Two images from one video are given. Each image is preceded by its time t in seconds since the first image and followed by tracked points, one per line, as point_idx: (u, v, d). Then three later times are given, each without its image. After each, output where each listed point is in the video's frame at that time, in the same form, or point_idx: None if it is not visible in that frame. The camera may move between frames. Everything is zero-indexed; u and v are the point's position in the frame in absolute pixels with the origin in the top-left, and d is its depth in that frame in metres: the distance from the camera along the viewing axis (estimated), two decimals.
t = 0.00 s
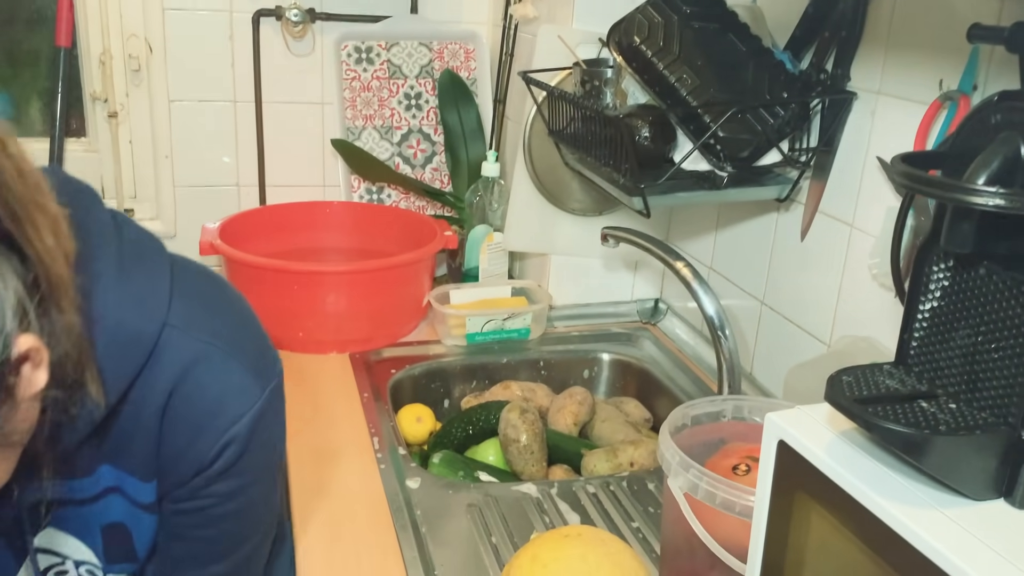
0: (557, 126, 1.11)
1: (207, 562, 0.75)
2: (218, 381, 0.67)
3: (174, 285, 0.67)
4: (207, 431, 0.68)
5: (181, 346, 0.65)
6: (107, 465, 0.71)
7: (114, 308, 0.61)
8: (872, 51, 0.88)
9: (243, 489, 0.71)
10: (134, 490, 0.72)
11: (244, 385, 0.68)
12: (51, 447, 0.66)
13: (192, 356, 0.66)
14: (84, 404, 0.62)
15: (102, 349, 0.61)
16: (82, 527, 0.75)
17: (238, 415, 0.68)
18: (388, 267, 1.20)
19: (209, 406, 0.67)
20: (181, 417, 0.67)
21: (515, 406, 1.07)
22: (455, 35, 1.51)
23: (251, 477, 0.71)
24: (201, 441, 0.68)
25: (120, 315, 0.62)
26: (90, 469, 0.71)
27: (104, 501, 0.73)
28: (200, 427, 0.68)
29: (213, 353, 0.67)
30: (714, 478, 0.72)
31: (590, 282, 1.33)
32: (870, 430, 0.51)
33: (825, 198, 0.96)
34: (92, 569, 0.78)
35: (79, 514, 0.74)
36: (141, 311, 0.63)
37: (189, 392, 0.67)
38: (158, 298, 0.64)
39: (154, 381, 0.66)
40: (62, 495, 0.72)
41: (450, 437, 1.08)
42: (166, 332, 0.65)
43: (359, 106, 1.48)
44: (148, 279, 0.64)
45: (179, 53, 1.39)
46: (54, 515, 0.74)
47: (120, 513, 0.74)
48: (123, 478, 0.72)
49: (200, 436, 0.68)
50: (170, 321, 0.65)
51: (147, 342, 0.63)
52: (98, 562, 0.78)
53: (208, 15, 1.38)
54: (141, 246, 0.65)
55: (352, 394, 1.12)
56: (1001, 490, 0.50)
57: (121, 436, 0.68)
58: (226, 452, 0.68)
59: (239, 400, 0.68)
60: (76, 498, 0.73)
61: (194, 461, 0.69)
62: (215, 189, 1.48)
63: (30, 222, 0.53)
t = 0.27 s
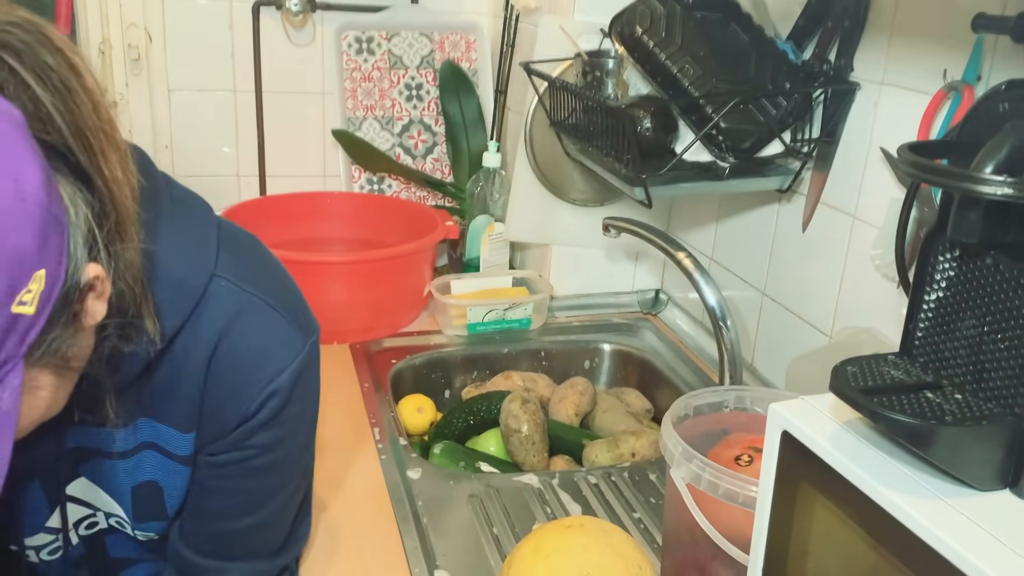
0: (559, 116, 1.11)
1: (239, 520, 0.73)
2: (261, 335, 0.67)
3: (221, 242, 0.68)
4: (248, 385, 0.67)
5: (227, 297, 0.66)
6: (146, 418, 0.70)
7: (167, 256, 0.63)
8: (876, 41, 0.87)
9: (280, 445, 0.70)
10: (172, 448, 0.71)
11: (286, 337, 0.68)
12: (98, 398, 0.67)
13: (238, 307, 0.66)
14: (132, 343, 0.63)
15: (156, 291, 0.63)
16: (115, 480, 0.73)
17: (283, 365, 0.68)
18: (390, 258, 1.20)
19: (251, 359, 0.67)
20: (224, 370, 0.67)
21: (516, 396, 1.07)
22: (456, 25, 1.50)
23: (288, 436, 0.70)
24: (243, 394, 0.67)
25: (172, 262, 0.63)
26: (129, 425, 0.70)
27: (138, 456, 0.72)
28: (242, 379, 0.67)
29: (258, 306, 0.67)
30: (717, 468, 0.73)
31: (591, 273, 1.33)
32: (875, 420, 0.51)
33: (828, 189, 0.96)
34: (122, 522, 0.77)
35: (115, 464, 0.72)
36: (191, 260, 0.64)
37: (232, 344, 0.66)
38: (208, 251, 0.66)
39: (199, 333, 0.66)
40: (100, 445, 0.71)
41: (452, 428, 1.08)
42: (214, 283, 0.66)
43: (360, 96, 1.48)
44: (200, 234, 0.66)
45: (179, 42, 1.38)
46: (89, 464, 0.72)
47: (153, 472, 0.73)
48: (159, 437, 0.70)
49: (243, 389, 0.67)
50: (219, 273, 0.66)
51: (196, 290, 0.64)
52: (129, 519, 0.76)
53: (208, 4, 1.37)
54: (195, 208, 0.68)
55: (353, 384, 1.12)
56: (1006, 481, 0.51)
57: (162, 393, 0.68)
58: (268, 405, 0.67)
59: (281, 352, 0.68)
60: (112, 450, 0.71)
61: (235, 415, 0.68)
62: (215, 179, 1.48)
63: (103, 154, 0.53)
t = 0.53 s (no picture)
0: (552, 123, 1.11)
1: (246, 502, 0.73)
2: (243, 321, 0.66)
3: (193, 231, 0.67)
4: (236, 371, 0.67)
5: (203, 286, 0.65)
6: (135, 416, 0.69)
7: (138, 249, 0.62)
8: (868, 44, 0.87)
9: (274, 428, 0.70)
10: (164, 441, 0.70)
11: (269, 321, 0.68)
12: (81, 397, 0.66)
13: (215, 295, 0.65)
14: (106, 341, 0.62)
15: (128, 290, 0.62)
16: (110, 477, 0.73)
17: (269, 350, 0.67)
18: (383, 265, 1.19)
19: (236, 346, 0.66)
20: (209, 360, 0.66)
21: (510, 404, 1.06)
22: (450, 34, 1.50)
23: (283, 417, 0.70)
24: (232, 381, 0.67)
25: (144, 254, 0.63)
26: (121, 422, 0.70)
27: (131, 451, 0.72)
28: (230, 367, 0.66)
29: (235, 293, 0.67)
30: (711, 473, 0.72)
31: (587, 280, 1.33)
32: (865, 421, 0.51)
33: (821, 193, 0.95)
34: (119, 523, 0.77)
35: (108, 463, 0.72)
36: (162, 251, 0.63)
37: (214, 332, 0.66)
38: (177, 242, 0.64)
39: (179, 325, 0.65)
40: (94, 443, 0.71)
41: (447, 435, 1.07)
42: (188, 272, 0.65)
43: (355, 105, 1.48)
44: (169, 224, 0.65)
45: (173, 52, 1.38)
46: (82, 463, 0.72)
47: (149, 465, 0.72)
48: (151, 430, 0.70)
49: (231, 376, 0.67)
50: (191, 263, 0.65)
51: (170, 281, 0.63)
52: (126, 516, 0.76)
53: (202, 13, 1.37)
54: (160, 197, 0.66)
55: (347, 392, 1.12)
56: (999, 481, 0.50)
57: (149, 388, 0.67)
58: (258, 389, 0.67)
59: (266, 335, 0.67)
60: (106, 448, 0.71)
61: (227, 402, 0.68)
62: (210, 189, 1.47)
63: (65, 154, 0.53)
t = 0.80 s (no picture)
0: (562, 136, 1.11)
1: (251, 530, 0.73)
2: (221, 372, 0.64)
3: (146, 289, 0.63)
4: (226, 423, 0.65)
5: (174, 348, 0.62)
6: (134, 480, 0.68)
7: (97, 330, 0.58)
8: (878, 56, 0.87)
9: (275, 460, 0.69)
10: (164, 497, 0.69)
11: (249, 364, 0.65)
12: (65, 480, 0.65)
13: (188, 354, 0.62)
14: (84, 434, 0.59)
15: (97, 378, 0.59)
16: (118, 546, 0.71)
17: (254, 394, 0.65)
18: (394, 278, 1.20)
19: (221, 400, 0.64)
20: (197, 417, 0.64)
21: (522, 416, 1.06)
22: (459, 47, 1.51)
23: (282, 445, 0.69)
24: (226, 433, 0.65)
25: (107, 337, 0.59)
26: (117, 487, 0.68)
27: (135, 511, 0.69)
28: (220, 421, 0.65)
29: (205, 349, 0.63)
30: (724, 486, 0.72)
31: (597, 292, 1.33)
32: (882, 434, 0.51)
33: (833, 206, 0.95)
34: None
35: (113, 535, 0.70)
36: (122, 327, 0.59)
37: (197, 389, 0.63)
38: (135, 309, 0.60)
39: (160, 390, 0.62)
40: (91, 520, 0.68)
41: (458, 448, 1.07)
42: (153, 338, 0.61)
43: (364, 118, 1.48)
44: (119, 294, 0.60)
45: (184, 67, 1.40)
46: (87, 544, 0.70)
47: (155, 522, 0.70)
48: (150, 488, 0.68)
49: (222, 429, 0.65)
50: (154, 327, 0.61)
51: (138, 353, 0.60)
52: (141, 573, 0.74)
53: (213, 29, 1.39)
54: (100, 258, 0.61)
55: (358, 406, 1.12)
56: (1018, 495, 0.49)
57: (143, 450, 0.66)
58: (252, 433, 0.66)
59: (249, 378, 0.65)
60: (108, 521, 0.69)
61: (225, 453, 0.66)
62: (221, 203, 1.48)
63: (28, 277, 0.50)
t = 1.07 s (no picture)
0: (567, 140, 1.11)
1: (237, 523, 0.73)
2: (207, 356, 0.65)
3: (133, 274, 0.65)
4: (210, 410, 0.66)
5: (159, 332, 0.64)
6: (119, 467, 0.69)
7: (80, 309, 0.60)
8: (883, 57, 0.87)
9: (261, 453, 0.70)
10: (149, 486, 0.70)
11: (235, 350, 0.67)
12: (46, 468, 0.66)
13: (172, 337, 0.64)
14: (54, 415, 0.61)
15: (71, 363, 0.60)
16: (103, 535, 0.73)
17: (240, 379, 0.66)
18: (402, 284, 1.20)
19: (204, 386, 0.66)
20: (181, 403, 0.66)
21: (529, 422, 1.05)
22: (466, 53, 1.51)
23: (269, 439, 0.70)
24: (210, 421, 0.67)
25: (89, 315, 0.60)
26: (99, 473, 0.70)
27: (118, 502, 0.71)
28: (204, 408, 0.66)
29: (190, 334, 0.65)
30: (730, 490, 0.71)
31: (604, 296, 1.32)
32: (886, 435, 0.50)
33: (839, 208, 0.95)
34: None
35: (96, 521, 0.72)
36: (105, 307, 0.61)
37: (181, 375, 0.65)
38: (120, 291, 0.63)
39: (144, 373, 0.64)
40: (71, 502, 0.71)
41: (464, 454, 1.07)
42: (137, 319, 0.63)
43: (371, 125, 1.49)
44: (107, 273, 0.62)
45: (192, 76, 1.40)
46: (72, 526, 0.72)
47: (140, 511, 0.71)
48: (136, 478, 0.70)
49: (207, 412, 0.66)
50: (139, 308, 0.64)
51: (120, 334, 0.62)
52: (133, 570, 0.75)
53: (220, 37, 1.39)
54: (89, 239, 0.64)
55: (365, 411, 1.12)
56: None
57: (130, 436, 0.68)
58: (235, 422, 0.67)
59: (236, 364, 0.66)
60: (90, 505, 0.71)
61: (209, 443, 0.68)
62: (229, 210, 1.49)
63: None
